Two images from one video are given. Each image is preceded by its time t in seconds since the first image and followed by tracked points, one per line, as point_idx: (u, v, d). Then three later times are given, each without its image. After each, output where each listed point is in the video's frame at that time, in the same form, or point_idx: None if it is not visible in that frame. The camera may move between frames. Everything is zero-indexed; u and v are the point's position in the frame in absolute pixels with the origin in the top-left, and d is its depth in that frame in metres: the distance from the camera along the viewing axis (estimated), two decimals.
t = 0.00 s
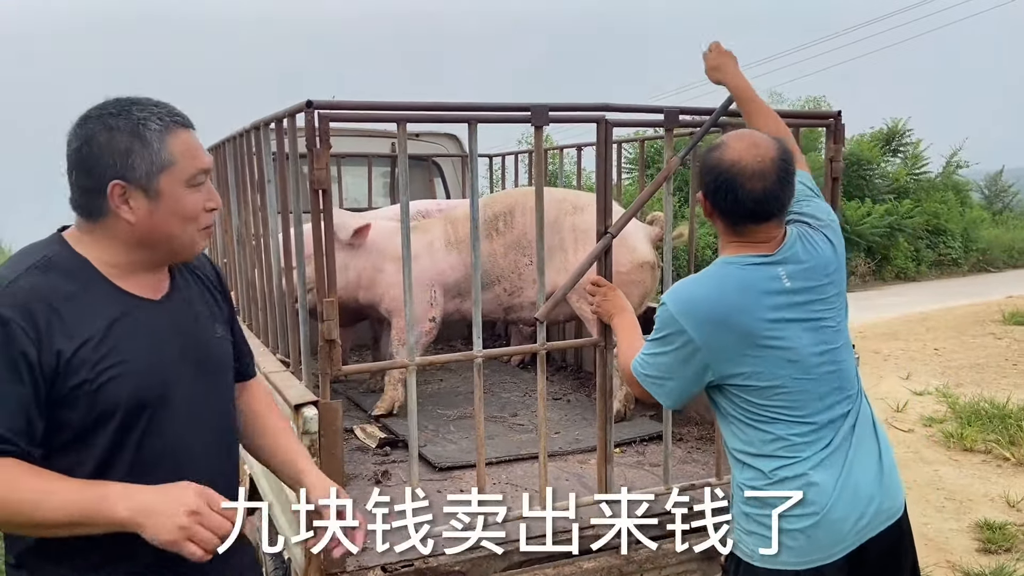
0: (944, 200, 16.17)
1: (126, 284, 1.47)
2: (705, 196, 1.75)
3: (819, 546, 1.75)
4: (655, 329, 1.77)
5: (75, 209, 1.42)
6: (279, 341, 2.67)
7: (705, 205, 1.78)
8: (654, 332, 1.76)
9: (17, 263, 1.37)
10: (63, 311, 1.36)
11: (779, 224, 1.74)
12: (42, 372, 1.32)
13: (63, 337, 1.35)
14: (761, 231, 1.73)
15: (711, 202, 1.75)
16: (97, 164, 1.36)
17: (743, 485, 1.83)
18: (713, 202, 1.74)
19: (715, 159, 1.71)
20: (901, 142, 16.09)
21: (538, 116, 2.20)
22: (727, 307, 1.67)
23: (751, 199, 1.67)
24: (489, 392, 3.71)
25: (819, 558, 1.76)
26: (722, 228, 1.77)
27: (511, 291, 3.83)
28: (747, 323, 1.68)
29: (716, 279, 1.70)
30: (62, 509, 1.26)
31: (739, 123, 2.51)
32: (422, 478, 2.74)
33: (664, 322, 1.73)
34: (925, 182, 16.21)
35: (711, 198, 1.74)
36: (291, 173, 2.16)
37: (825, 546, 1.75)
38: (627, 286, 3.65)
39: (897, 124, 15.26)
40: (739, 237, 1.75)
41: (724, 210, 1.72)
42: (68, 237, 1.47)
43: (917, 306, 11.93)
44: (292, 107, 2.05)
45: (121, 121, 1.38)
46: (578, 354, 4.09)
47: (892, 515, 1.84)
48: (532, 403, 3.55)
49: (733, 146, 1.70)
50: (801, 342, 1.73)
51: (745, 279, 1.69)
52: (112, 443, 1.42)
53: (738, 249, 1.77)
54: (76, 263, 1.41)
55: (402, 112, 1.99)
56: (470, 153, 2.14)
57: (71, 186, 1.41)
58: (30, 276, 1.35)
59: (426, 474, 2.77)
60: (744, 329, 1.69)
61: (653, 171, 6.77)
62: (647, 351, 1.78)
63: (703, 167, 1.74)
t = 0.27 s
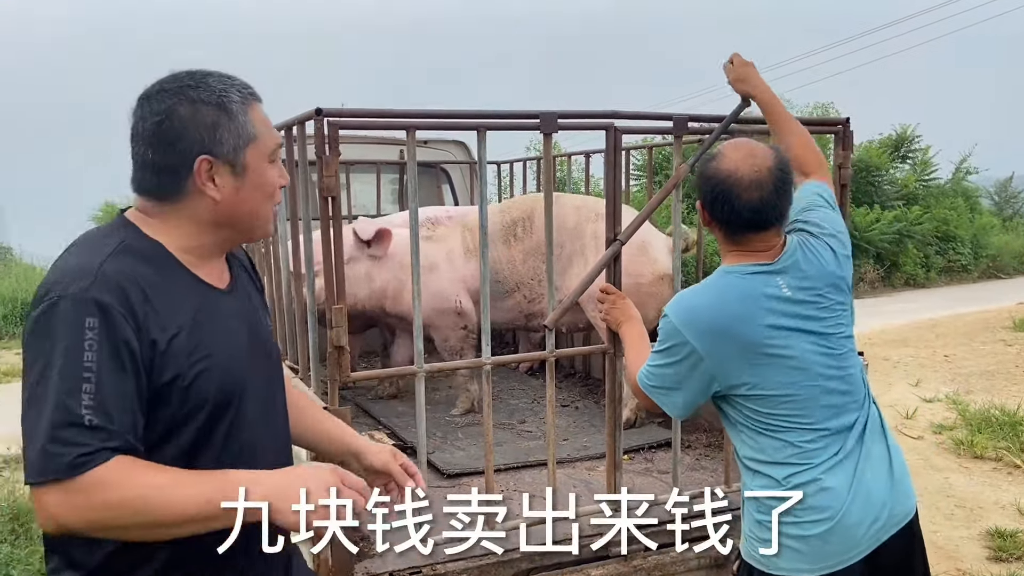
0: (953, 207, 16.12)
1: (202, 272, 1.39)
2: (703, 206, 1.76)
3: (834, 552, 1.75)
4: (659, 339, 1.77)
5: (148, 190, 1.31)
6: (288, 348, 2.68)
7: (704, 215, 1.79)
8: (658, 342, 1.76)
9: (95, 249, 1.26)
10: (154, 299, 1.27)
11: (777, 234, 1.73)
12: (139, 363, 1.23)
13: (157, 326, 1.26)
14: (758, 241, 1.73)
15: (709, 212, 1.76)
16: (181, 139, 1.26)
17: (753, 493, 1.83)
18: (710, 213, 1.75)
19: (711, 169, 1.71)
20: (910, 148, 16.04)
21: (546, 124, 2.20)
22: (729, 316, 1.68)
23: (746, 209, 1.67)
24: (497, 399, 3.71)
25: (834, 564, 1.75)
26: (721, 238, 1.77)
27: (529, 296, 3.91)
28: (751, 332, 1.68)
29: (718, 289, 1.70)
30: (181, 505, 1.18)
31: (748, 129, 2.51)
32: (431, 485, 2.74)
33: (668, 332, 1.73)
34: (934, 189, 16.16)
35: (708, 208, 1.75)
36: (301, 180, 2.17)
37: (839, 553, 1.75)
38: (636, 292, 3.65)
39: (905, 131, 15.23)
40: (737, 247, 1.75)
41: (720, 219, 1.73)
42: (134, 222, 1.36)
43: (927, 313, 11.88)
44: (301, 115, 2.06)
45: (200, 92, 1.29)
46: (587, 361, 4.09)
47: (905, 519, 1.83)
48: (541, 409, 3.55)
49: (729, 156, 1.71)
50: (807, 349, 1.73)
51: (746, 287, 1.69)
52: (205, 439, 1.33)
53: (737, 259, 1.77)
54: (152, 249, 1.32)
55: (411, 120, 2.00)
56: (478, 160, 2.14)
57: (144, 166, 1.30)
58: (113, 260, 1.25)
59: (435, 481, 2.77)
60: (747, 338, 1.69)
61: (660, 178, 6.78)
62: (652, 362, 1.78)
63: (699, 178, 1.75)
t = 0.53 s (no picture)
0: (956, 209, 16.09)
1: (302, 285, 1.37)
2: (710, 207, 1.76)
3: (832, 555, 1.74)
4: (663, 340, 1.77)
5: (255, 203, 1.28)
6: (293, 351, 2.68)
7: (709, 216, 1.79)
8: (663, 342, 1.76)
9: (206, 265, 1.23)
10: (267, 315, 1.24)
11: (784, 234, 1.73)
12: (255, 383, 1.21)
13: (272, 341, 1.23)
14: (765, 241, 1.72)
15: (716, 213, 1.76)
16: (294, 150, 1.24)
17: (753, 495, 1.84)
18: (717, 214, 1.74)
19: (718, 169, 1.71)
20: (913, 150, 16.02)
21: (549, 127, 2.21)
22: (733, 316, 1.68)
23: (754, 210, 1.67)
24: (500, 403, 3.71)
25: (833, 567, 1.75)
26: (728, 239, 1.77)
27: (533, 293, 4.09)
28: (754, 332, 1.68)
29: (722, 289, 1.70)
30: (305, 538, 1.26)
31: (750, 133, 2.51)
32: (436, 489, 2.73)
33: (673, 332, 1.73)
34: (936, 191, 16.13)
35: (714, 209, 1.74)
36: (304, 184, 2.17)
37: (838, 556, 1.74)
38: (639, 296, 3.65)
39: (908, 133, 15.21)
40: (743, 247, 1.75)
41: (728, 220, 1.72)
42: (236, 237, 1.32)
43: (930, 315, 11.86)
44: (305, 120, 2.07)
45: (307, 102, 1.27)
46: (590, 364, 4.09)
47: (907, 522, 1.83)
48: (544, 413, 3.55)
49: (736, 156, 1.71)
50: (809, 350, 1.73)
51: (751, 288, 1.69)
52: (315, 457, 1.31)
53: (743, 259, 1.77)
54: (259, 265, 1.28)
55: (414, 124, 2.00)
56: (482, 164, 2.15)
57: (250, 178, 1.26)
58: (228, 277, 1.23)
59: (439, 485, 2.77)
60: (751, 338, 1.69)
61: (662, 181, 6.77)
62: (656, 363, 1.78)
63: (705, 178, 1.75)
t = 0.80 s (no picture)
0: (949, 207, 16.14)
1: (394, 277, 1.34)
2: (706, 209, 1.75)
3: (834, 556, 1.74)
4: (665, 342, 1.78)
5: (363, 188, 1.25)
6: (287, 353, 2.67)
7: (706, 218, 1.78)
8: (665, 344, 1.78)
9: (324, 245, 1.21)
10: (383, 299, 1.23)
11: (782, 234, 1.73)
12: (377, 359, 1.19)
13: (389, 322, 1.22)
14: (764, 241, 1.72)
15: (713, 215, 1.75)
16: (403, 136, 1.23)
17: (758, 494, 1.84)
18: (713, 215, 1.74)
19: (712, 171, 1.71)
20: (906, 148, 16.06)
21: (542, 126, 2.20)
22: (732, 317, 1.68)
23: (752, 210, 1.67)
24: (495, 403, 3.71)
25: (835, 566, 1.75)
26: (725, 241, 1.77)
27: (524, 293, 4.10)
28: (753, 332, 1.69)
29: (721, 290, 1.71)
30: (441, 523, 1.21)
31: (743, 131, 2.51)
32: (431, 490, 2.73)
33: (673, 333, 1.75)
34: (930, 189, 16.18)
35: (711, 211, 1.74)
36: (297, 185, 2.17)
37: (841, 555, 1.74)
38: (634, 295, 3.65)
39: (901, 131, 15.25)
40: (741, 249, 1.75)
41: (726, 222, 1.72)
42: (337, 225, 1.28)
43: (924, 313, 11.89)
44: (298, 121, 2.06)
45: (411, 95, 1.27)
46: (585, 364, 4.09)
47: (910, 520, 1.82)
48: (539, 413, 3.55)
49: (731, 157, 1.71)
50: (811, 349, 1.72)
51: (751, 288, 1.70)
52: (421, 439, 1.29)
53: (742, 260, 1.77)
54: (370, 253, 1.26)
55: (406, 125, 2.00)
56: (475, 164, 2.15)
57: (356, 164, 1.23)
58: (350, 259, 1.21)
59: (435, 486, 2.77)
60: (751, 338, 1.69)
61: (657, 181, 6.78)
62: (657, 363, 1.80)
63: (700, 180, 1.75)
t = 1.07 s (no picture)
0: (932, 200, 16.24)
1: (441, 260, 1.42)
2: (705, 205, 1.75)
3: (845, 546, 1.74)
4: (663, 337, 1.79)
5: (410, 177, 1.32)
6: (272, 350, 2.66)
7: (702, 215, 1.78)
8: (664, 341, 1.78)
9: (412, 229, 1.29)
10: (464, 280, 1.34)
11: (778, 224, 1.76)
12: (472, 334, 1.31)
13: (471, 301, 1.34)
14: (762, 232, 1.74)
15: (711, 211, 1.75)
16: (445, 125, 1.29)
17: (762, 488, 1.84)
18: (713, 210, 1.74)
19: (710, 166, 1.71)
20: (890, 142, 16.15)
21: (527, 121, 2.20)
22: (732, 313, 1.69)
23: (754, 201, 1.69)
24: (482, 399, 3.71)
25: (841, 558, 1.75)
26: (724, 235, 1.78)
27: (508, 294, 4.10)
28: (756, 326, 1.69)
29: (721, 287, 1.71)
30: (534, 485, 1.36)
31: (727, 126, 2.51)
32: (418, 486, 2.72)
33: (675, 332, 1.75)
34: (914, 182, 16.28)
35: (710, 206, 1.74)
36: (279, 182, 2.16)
37: (847, 546, 1.75)
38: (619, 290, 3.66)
39: (885, 125, 15.33)
40: (740, 241, 1.76)
41: (726, 215, 1.73)
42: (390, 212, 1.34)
43: (908, 305, 11.97)
44: (280, 117, 2.05)
45: (449, 85, 1.33)
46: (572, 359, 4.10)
47: (913, 510, 1.84)
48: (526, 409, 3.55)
49: (725, 151, 1.71)
50: (813, 343, 1.73)
51: (751, 283, 1.71)
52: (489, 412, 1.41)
53: (741, 254, 1.78)
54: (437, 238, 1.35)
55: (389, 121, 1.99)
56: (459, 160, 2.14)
57: (402, 153, 1.30)
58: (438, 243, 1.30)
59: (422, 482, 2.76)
60: (752, 333, 1.70)
61: (642, 176, 6.79)
62: (659, 359, 1.80)
63: (696, 177, 1.74)
